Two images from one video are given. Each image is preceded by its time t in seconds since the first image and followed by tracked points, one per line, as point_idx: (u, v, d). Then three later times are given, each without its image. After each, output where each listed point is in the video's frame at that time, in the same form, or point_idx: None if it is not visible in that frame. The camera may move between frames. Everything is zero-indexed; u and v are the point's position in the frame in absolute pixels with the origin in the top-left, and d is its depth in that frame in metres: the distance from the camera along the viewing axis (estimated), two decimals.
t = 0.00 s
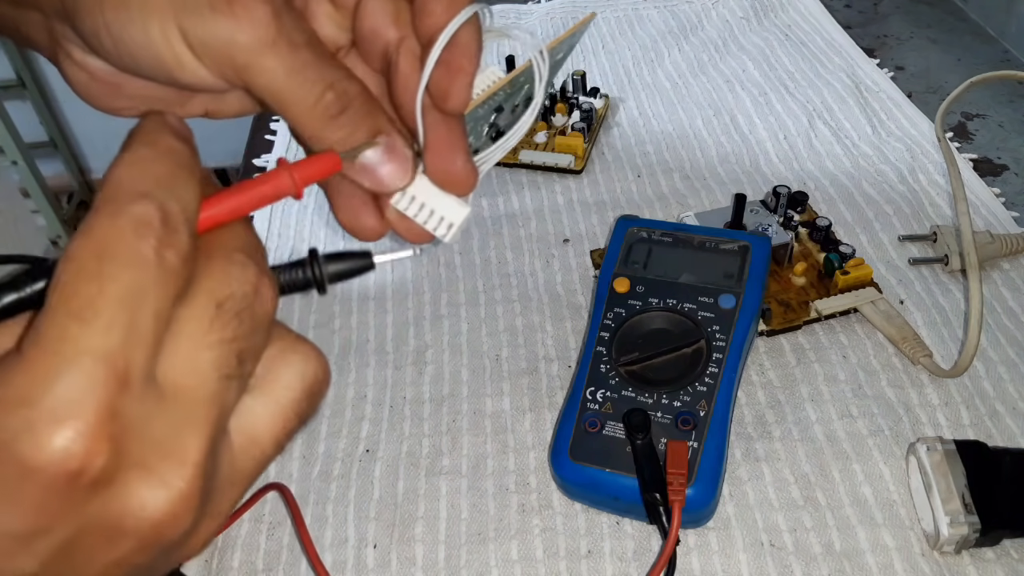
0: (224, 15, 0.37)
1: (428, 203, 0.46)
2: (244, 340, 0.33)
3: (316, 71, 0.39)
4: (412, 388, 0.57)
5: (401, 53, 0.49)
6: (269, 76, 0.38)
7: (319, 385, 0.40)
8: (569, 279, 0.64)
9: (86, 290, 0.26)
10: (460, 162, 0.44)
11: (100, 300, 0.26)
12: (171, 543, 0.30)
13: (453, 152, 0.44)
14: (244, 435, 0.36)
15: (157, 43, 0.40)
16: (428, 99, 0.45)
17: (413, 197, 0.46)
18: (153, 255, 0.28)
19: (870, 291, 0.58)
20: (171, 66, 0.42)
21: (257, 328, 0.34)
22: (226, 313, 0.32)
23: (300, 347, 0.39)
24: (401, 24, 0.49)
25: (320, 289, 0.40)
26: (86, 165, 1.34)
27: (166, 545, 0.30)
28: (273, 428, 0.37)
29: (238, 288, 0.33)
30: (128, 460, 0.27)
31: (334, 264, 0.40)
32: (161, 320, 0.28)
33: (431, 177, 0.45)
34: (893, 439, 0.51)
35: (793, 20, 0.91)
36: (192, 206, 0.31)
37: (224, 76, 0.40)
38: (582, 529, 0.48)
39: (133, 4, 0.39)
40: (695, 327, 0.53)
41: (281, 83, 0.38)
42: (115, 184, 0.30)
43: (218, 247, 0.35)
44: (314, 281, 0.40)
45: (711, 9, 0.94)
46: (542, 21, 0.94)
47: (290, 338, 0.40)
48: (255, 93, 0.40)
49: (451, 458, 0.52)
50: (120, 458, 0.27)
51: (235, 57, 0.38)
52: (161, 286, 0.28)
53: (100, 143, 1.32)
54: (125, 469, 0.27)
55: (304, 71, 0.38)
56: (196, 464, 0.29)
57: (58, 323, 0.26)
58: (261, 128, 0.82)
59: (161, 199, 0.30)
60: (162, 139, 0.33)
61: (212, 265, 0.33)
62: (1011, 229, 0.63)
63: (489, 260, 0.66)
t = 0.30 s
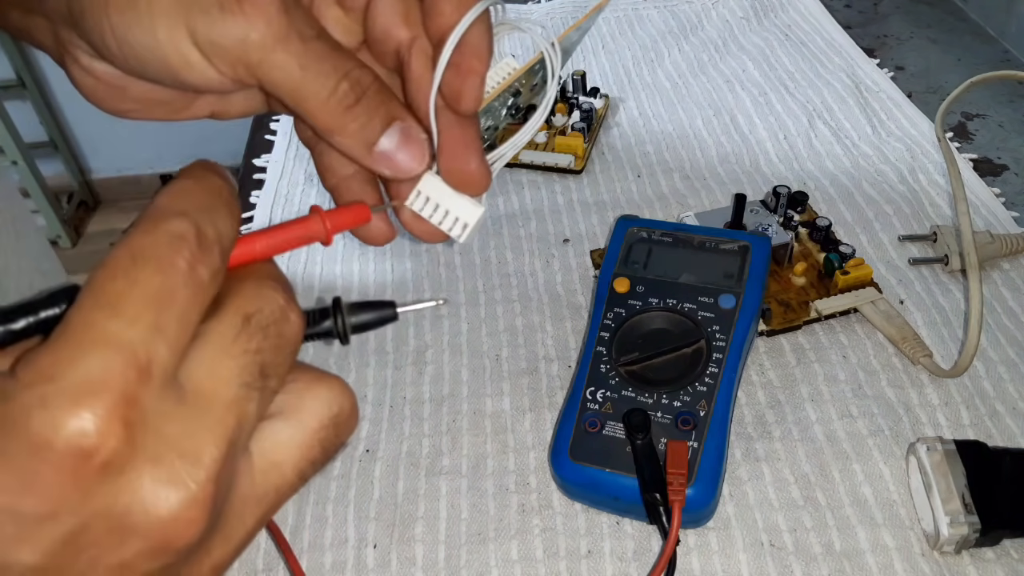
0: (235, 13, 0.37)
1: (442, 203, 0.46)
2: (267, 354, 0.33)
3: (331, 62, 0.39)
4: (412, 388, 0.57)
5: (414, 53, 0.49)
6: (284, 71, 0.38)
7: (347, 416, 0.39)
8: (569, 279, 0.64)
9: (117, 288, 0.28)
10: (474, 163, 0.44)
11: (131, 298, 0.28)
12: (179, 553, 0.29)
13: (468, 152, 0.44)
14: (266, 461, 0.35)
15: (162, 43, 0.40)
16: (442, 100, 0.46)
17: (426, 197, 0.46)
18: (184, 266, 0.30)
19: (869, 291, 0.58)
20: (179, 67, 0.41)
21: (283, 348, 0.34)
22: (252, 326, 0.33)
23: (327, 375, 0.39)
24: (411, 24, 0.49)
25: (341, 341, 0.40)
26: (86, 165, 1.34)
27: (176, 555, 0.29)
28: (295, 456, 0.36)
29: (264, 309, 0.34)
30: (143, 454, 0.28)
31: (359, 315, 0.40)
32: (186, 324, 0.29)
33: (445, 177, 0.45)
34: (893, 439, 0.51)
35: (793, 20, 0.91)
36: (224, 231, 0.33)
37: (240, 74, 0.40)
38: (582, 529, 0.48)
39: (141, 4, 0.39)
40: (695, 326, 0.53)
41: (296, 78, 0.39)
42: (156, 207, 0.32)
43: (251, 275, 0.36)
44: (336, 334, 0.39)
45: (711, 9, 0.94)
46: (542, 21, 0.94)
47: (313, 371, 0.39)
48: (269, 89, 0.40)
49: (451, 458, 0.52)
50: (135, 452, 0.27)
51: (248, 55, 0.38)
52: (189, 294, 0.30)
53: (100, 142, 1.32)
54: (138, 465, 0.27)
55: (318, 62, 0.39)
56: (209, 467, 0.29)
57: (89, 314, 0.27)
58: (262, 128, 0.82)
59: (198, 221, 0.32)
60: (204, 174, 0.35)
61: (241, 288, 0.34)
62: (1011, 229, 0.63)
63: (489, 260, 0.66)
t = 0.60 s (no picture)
0: (215, 19, 0.37)
1: (431, 212, 0.45)
2: (275, 338, 0.33)
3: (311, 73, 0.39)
4: (412, 388, 0.57)
5: (405, 60, 0.49)
6: (264, 78, 0.38)
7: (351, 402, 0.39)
8: (569, 279, 0.64)
9: (132, 270, 0.29)
10: (462, 173, 0.45)
11: (144, 280, 0.29)
12: (190, 527, 0.30)
13: (456, 163, 0.45)
14: (272, 441, 0.36)
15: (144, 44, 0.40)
16: (431, 108, 0.46)
17: (412, 203, 0.45)
18: (197, 251, 0.31)
19: (870, 291, 0.58)
20: (160, 72, 0.41)
21: (290, 332, 0.35)
22: (258, 310, 0.33)
23: (334, 364, 0.39)
24: (404, 32, 0.49)
25: (342, 331, 0.40)
26: (86, 165, 1.34)
27: (187, 528, 0.30)
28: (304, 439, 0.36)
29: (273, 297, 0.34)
30: (158, 428, 0.28)
31: (361, 306, 0.40)
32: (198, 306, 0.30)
33: (433, 186, 0.46)
34: (893, 439, 0.51)
35: (793, 20, 0.91)
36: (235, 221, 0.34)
37: (218, 80, 0.40)
38: (582, 529, 0.48)
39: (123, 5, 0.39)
40: (695, 327, 0.53)
41: (276, 86, 0.38)
42: (169, 198, 0.33)
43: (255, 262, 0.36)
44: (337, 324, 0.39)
45: (711, 9, 0.94)
46: (542, 21, 0.94)
47: (313, 358, 0.39)
48: (250, 97, 0.39)
49: (451, 458, 0.52)
50: (151, 425, 0.28)
51: (228, 61, 0.38)
52: (202, 278, 0.30)
53: (100, 142, 1.32)
54: (153, 438, 0.28)
55: (299, 73, 0.38)
56: (220, 442, 0.29)
57: (106, 295, 0.28)
58: (261, 128, 0.82)
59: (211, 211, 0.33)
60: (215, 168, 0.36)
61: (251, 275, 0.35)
62: (1011, 229, 0.63)
63: (489, 260, 0.66)
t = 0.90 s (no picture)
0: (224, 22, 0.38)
1: (431, 208, 0.46)
2: (272, 341, 0.33)
3: (318, 74, 0.38)
4: (412, 388, 0.57)
5: (404, 57, 0.49)
6: (270, 79, 0.38)
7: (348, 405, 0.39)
8: (569, 279, 0.64)
9: (134, 274, 0.29)
10: (460, 168, 0.44)
11: (145, 284, 0.29)
12: (188, 529, 0.30)
13: (454, 158, 0.44)
14: (270, 445, 0.35)
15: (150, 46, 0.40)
16: (429, 105, 0.46)
17: (412, 200, 0.46)
18: (197, 256, 0.31)
19: (870, 291, 0.58)
20: (167, 74, 0.42)
21: (287, 337, 0.35)
22: (255, 314, 0.33)
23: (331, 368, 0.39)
24: (402, 28, 0.48)
25: (341, 337, 0.40)
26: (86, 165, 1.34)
27: (186, 530, 0.30)
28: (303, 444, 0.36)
29: (270, 302, 0.34)
30: (157, 429, 0.28)
31: (359, 311, 0.39)
32: (198, 311, 0.30)
33: (432, 181, 0.45)
34: (893, 439, 0.51)
35: (793, 20, 0.91)
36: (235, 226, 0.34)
37: (226, 82, 0.40)
38: (582, 529, 0.48)
39: (127, 8, 0.39)
40: (695, 327, 0.53)
41: (282, 87, 0.38)
42: (171, 203, 0.33)
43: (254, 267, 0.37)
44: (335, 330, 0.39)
45: (711, 9, 0.94)
46: (542, 21, 0.94)
47: (312, 364, 0.39)
48: (255, 98, 0.40)
49: (451, 458, 0.52)
50: (150, 427, 0.28)
51: (235, 63, 0.38)
52: (201, 282, 0.30)
53: (100, 142, 1.32)
54: (153, 440, 0.28)
55: (304, 74, 0.38)
56: (219, 444, 0.29)
57: (108, 298, 0.28)
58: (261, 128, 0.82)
59: (211, 216, 0.33)
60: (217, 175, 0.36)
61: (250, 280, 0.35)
62: (1011, 229, 0.63)
63: (489, 260, 0.66)
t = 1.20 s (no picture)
0: (208, 15, 0.37)
1: (427, 209, 0.46)
2: (272, 339, 0.33)
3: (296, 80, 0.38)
4: (412, 388, 0.57)
5: (402, 59, 0.49)
6: (245, 79, 0.38)
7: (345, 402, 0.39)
8: (569, 279, 0.64)
9: (139, 270, 0.29)
10: (454, 168, 0.44)
11: (149, 280, 0.29)
12: (185, 520, 0.29)
13: (448, 157, 0.44)
14: (266, 438, 0.35)
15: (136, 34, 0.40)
16: (425, 106, 0.46)
17: (410, 202, 0.47)
18: (200, 254, 0.31)
19: (869, 291, 0.58)
20: (155, 63, 0.42)
21: (285, 335, 0.35)
22: (254, 311, 0.33)
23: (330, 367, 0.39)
24: (400, 30, 0.49)
25: (337, 334, 0.40)
26: (86, 165, 1.34)
27: (183, 521, 0.29)
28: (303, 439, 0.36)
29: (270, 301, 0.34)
30: (158, 421, 0.28)
31: (354, 310, 0.39)
32: (201, 307, 0.30)
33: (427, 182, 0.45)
34: (893, 439, 0.51)
35: (793, 20, 0.91)
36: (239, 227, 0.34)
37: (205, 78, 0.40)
38: (582, 529, 0.48)
39: None
40: (695, 326, 0.53)
41: (255, 88, 0.38)
42: (178, 203, 0.33)
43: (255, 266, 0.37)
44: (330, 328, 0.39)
45: (711, 9, 0.94)
46: (542, 21, 0.95)
47: (307, 361, 0.38)
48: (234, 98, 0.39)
49: (451, 458, 0.52)
50: (151, 418, 0.28)
51: (213, 59, 0.38)
52: (204, 280, 0.30)
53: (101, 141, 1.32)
54: (153, 431, 0.28)
55: (280, 79, 0.38)
56: (217, 436, 0.29)
57: (113, 293, 0.28)
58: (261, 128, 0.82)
59: (216, 216, 0.33)
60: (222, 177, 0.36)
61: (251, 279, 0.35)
62: (1011, 229, 0.63)
63: (489, 260, 0.66)
